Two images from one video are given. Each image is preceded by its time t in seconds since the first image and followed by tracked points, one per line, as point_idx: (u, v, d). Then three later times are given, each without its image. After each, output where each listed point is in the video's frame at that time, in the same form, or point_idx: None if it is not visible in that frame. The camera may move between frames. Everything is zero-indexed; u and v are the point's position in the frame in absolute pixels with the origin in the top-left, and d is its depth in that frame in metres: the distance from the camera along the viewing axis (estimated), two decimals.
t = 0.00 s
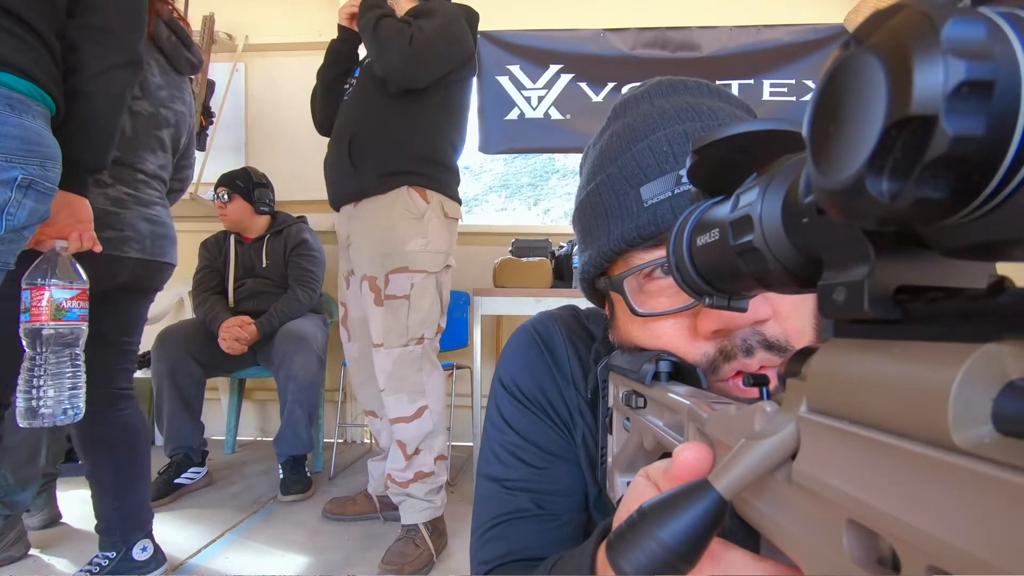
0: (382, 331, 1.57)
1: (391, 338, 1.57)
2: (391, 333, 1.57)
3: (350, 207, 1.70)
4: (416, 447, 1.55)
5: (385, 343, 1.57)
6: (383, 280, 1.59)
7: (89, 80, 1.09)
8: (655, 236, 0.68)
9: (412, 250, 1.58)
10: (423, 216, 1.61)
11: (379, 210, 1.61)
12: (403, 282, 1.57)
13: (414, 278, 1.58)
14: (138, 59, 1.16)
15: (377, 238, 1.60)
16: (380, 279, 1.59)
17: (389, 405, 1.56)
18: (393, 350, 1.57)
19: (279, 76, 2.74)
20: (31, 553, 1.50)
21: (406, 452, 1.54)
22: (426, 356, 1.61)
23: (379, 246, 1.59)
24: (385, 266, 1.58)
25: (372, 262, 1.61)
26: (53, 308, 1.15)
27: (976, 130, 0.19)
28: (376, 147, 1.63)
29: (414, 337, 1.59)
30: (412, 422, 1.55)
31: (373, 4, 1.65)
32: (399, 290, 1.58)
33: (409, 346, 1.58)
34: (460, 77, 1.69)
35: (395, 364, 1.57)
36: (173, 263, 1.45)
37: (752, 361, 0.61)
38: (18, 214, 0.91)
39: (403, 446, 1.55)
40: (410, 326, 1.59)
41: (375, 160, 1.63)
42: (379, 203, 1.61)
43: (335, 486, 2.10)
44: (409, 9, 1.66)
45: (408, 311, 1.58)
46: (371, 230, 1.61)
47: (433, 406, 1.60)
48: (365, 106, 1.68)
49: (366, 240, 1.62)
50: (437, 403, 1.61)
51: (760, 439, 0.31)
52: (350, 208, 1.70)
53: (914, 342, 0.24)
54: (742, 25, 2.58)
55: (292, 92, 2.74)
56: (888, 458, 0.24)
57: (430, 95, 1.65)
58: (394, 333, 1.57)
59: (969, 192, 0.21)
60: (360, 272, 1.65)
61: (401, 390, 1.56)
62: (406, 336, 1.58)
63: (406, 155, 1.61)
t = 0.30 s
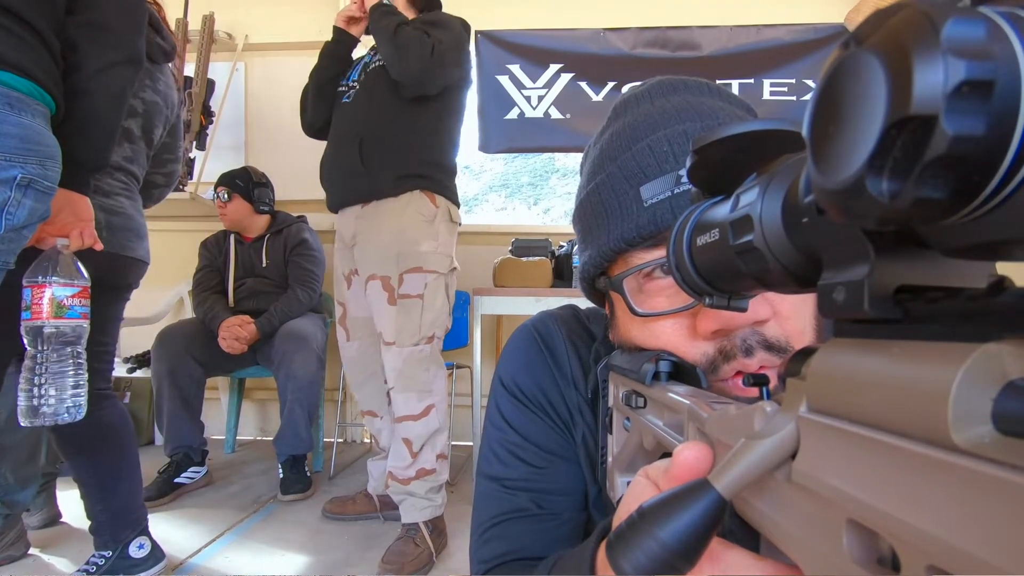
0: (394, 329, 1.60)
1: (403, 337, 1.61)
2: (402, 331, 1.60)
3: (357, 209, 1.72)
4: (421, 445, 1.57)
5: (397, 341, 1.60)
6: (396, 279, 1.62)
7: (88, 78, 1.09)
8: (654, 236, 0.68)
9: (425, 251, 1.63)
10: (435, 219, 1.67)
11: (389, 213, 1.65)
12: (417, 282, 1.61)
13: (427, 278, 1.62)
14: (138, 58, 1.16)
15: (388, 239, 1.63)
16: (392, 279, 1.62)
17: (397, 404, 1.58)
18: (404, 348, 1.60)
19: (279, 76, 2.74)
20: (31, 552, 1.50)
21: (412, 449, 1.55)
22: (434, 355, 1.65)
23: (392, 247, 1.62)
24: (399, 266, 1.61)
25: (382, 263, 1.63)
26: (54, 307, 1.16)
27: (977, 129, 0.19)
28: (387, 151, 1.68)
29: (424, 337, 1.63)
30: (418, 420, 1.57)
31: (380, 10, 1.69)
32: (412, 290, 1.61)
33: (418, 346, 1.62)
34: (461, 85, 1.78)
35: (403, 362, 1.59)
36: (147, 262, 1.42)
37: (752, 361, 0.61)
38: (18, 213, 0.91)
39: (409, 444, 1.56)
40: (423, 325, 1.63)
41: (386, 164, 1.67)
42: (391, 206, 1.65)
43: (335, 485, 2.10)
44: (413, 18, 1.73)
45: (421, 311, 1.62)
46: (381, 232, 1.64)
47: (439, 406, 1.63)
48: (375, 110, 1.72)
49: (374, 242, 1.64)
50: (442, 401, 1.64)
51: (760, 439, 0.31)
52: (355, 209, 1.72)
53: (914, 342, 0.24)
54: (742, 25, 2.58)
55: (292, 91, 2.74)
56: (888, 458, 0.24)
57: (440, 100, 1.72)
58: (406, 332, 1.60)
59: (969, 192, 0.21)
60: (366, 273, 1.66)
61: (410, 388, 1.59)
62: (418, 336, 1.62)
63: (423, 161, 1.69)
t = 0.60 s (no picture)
0: (399, 327, 1.62)
1: (408, 335, 1.62)
2: (407, 329, 1.62)
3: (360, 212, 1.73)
4: (423, 442, 1.58)
5: (402, 339, 1.62)
6: (403, 280, 1.64)
7: (88, 78, 1.09)
8: (654, 235, 0.68)
9: (431, 253, 1.66)
10: (439, 223, 1.71)
11: (393, 220, 1.67)
12: (423, 283, 1.64)
13: (433, 279, 1.65)
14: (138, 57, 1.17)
15: (395, 241, 1.65)
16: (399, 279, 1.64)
17: (400, 401, 1.59)
18: (408, 346, 1.62)
19: (279, 76, 2.74)
20: (31, 552, 1.50)
21: (414, 446, 1.56)
22: (435, 354, 1.67)
23: (398, 248, 1.65)
24: (407, 266, 1.64)
25: (388, 263, 1.65)
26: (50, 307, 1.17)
27: (977, 129, 0.19)
28: (393, 157, 1.71)
29: (427, 335, 1.65)
30: (420, 418, 1.58)
31: (386, 20, 1.73)
32: (419, 290, 1.64)
33: (421, 345, 1.64)
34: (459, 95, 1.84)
35: (407, 360, 1.61)
36: (137, 257, 1.42)
37: (751, 361, 0.61)
38: (18, 213, 0.91)
39: (412, 440, 1.57)
40: (426, 324, 1.65)
41: (393, 169, 1.70)
42: (396, 210, 1.68)
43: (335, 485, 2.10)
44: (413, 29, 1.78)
45: (427, 311, 1.65)
46: (386, 234, 1.66)
47: (441, 404, 1.65)
48: (380, 117, 1.75)
49: (379, 246, 1.67)
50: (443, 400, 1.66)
51: (759, 439, 0.31)
52: (356, 211, 1.74)
53: (913, 342, 0.24)
54: (742, 25, 2.58)
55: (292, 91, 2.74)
56: (887, 458, 0.24)
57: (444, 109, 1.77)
58: (411, 331, 1.62)
59: (970, 192, 0.21)
60: (370, 272, 1.68)
61: (412, 386, 1.60)
62: (422, 334, 1.63)
63: (430, 168, 1.73)
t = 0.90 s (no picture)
0: (401, 326, 1.63)
1: (409, 334, 1.63)
2: (409, 328, 1.63)
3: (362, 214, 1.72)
4: (423, 440, 1.58)
5: (403, 338, 1.62)
6: (405, 280, 1.65)
7: (88, 78, 1.09)
8: (651, 237, 0.68)
9: (433, 255, 1.68)
10: (438, 226, 1.73)
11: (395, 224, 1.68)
12: (425, 283, 1.65)
13: (434, 279, 1.67)
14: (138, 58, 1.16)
15: (397, 243, 1.66)
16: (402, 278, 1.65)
17: (402, 398, 1.60)
18: (409, 345, 1.63)
19: (278, 77, 2.74)
20: (31, 554, 1.50)
21: (415, 443, 1.56)
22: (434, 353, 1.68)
23: (400, 249, 1.66)
24: (409, 267, 1.65)
25: (389, 263, 1.66)
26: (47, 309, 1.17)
27: (979, 136, 0.19)
28: (395, 160, 1.72)
29: (427, 334, 1.66)
30: (422, 415, 1.59)
31: (389, 28, 1.74)
32: (421, 290, 1.65)
33: (421, 343, 1.65)
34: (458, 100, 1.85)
35: (408, 358, 1.62)
36: (133, 256, 1.42)
37: (749, 363, 0.60)
38: (18, 215, 0.91)
39: (413, 438, 1.57)
40: (427, 323, 1.67)
41: (395, 172, 1.71)
42: (398, 214, 1.68)
43: (335, 486, 2.10)
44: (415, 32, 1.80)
45: (428, 311, 1.66)
46: (387, 236, 1.67)
47: (441, 402, 1.66)
48: (382, 120, 1.75)
49: (381, 248, 1.67)
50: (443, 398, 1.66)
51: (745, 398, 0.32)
52: (356, 213, 1.73)
53: (912, 348, 0.24)
54: (742, 24, 2.58)
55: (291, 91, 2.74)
56: (884, 464, 0.25)
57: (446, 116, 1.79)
58: (413, 330, 1.63)
59: (970, 199, 0.21)
60: (371, 273, 1.68)
61: (413, 383, 1.61)
62: (422, 333, 1.65)
63: (432, 172, 1.74)
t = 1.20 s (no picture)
0: (404, 326, 1.63)
1: (412, 333, 1.63)
2: (411, 328, 1.63)
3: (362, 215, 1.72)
4: (428, 438, 1.59)
5: (406, 337, 1.62)
6: (408, 279, 1.65)
7: (87, 81, 1.09)
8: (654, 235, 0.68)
9: (434, 255, 1.68)
10: (438, 226, 1.74)
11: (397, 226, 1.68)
12: (428, 283, 1.66)
13: (435, 280, 1.67)
14: (138, 61, 1.16)
15: (398, 244, 1.66)
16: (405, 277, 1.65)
17: (407, 396, 1.60)
18: (411, 344, 1.63)
19: (277, 79, 2.74)
20: (34, 557, 1.51)
21: (419, 442, 1.57)
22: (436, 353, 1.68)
23: (403, 250, 1.66)
24: (413, 266, 1.65)
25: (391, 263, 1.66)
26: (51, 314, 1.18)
27: (978, 138, 0.19)
28: (395, 162, 1.72)
29: (429, 334, 1.66)
30: (426, 413, 1.59)
31: (388, 30, 1.75)
32: (423, 290, 1.66)
33: (424, 342, 1.65)
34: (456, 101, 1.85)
35: (410, 357, 1.62)
36: (132, 257, 1.42)
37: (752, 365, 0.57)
38: (16, 219, 0.91)
39: (417, 437, 1.58)
40: (430, 322, 1.67)
41: (395, 173, 1.71)
42: (399, 215, 1.68)
43: (337, 488, 2.10)
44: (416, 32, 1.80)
45: (430, 310, 1.66)
46: (388, 237, 1.67)
47: (444, 401, 1.66)
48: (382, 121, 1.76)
49: (383, 249, 1.67)
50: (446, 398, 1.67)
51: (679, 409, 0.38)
52: (356, 214, 1.73)
53: (912, 348, 0.24)
54: (740, 22, 2.58)
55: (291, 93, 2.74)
56: (886, 465, 0.24)
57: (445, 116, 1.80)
58: (416, 329, 1.64)
59: (970, 200, 0.21)
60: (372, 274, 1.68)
61: (416, 381, 1.61)
62: (425, 332, 1.65)
63: (431, 173, 1.74)
